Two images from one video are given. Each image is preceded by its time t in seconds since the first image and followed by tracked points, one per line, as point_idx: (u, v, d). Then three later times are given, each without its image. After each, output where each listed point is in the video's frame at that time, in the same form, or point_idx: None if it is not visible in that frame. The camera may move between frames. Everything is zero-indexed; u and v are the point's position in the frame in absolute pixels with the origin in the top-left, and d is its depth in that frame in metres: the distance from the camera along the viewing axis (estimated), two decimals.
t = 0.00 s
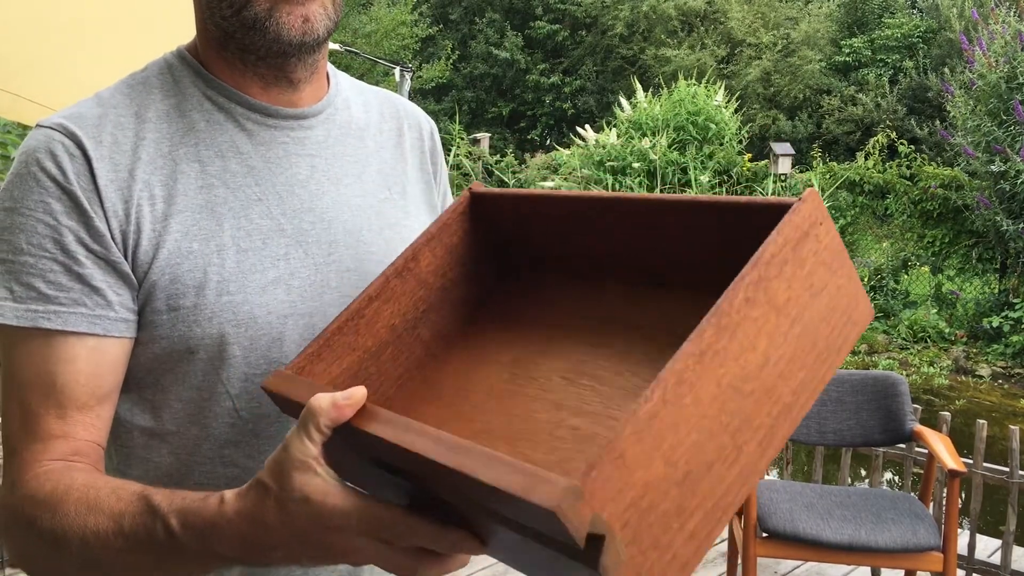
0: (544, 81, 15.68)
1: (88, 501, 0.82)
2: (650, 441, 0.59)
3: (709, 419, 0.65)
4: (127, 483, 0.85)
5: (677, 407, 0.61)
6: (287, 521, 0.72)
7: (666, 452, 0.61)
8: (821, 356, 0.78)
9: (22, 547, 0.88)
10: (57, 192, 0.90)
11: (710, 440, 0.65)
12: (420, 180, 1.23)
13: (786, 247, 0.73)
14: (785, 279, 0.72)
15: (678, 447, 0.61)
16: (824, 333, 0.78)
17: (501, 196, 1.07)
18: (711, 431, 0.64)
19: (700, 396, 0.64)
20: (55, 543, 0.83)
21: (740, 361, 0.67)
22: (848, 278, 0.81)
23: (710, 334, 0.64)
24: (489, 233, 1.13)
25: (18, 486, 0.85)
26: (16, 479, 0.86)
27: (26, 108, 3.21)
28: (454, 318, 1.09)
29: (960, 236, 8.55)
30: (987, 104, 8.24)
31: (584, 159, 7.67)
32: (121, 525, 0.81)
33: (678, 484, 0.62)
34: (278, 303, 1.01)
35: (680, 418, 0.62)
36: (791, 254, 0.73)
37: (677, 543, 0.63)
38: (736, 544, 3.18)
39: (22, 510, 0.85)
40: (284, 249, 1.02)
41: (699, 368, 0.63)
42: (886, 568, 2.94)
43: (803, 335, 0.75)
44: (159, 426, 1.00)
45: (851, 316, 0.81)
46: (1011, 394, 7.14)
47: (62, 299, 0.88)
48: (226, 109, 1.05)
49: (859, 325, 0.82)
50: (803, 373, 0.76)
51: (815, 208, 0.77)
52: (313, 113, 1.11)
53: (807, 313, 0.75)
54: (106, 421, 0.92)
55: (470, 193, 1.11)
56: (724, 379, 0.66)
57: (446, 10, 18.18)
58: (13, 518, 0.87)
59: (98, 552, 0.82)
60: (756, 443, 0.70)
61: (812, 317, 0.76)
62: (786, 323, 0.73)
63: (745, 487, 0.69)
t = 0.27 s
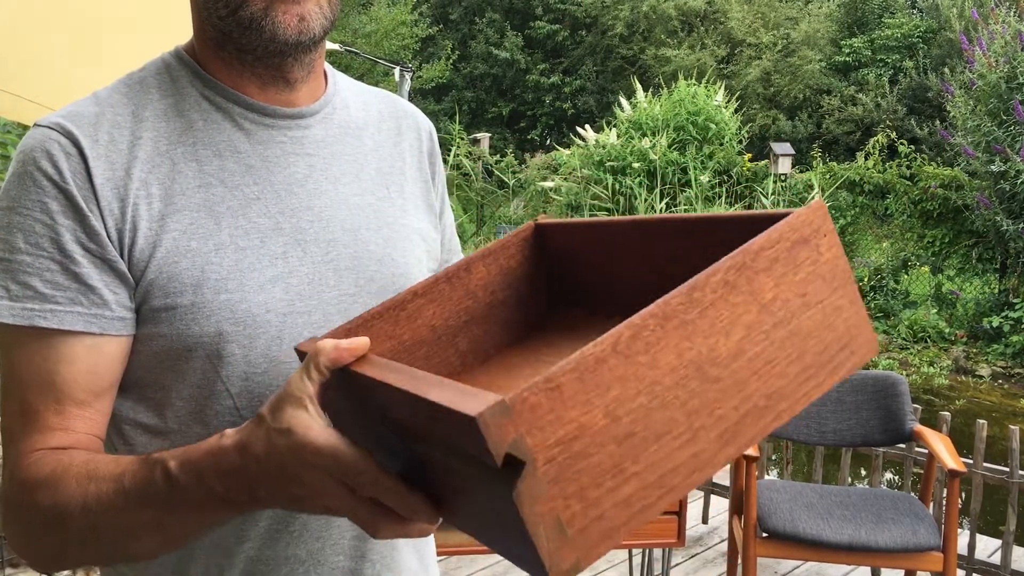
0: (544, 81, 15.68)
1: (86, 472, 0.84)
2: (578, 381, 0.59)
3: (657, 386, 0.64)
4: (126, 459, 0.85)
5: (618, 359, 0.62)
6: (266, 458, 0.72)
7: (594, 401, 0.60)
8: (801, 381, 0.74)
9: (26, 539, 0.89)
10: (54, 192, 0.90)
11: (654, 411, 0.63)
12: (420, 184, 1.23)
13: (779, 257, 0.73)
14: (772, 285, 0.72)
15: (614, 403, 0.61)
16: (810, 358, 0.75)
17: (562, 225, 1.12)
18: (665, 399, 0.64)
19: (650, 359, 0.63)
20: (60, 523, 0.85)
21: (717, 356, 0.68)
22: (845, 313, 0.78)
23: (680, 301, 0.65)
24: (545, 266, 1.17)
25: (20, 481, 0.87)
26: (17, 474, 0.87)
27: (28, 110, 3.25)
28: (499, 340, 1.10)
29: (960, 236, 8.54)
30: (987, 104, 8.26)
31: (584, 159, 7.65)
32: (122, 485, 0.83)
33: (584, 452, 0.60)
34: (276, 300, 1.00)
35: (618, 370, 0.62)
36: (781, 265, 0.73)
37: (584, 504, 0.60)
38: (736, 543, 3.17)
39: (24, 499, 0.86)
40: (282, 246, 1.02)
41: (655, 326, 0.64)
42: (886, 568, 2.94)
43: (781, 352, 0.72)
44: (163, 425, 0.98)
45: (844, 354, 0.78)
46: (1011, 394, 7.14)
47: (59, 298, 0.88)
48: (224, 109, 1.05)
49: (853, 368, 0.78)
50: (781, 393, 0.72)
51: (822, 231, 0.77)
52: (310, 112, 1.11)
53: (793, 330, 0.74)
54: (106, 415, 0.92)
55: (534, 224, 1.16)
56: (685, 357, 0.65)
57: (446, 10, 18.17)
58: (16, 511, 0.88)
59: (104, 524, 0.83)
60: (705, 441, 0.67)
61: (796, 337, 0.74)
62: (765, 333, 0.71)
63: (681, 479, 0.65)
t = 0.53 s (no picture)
0: (545, 81, 15.70)
1: (101, 459, 0.83)
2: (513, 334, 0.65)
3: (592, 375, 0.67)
4: (142, 443, 0.84)
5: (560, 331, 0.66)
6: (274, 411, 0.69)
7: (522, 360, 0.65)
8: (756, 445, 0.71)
9: (26, 536, 0.89)
10: (51, 189, 0.89)
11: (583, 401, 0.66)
12: (419, 186, 1.22)
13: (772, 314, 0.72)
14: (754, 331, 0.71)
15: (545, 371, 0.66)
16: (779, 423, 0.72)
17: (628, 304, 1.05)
18: (627, 385, 0.56)
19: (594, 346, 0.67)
20: (72, 510, 0.83)
21: (737, 363, 0.57)
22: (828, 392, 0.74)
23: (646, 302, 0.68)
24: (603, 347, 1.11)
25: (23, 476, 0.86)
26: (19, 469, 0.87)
27: (28, 109, 3.27)
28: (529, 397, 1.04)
29: (961, 236, 8.51)
30: (988, 104, 8.28)
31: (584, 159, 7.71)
32: (144, 462, 0.81)
33: (559, 390, 0.55)
34: (272, 299, 0.98)
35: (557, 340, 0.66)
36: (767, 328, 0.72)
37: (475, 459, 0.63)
38: (736, 544, 3.15)
39: (26, 495, 0.86)
40: (278, 245, 1.01)
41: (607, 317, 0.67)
42: (887, 569, 2.93)
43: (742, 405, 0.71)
44: (161, 424, 0.97)
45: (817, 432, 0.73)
46: (1011, 394, 7.14)
47: (57, 295, 0.88)
48: (221, 107, 1.04)
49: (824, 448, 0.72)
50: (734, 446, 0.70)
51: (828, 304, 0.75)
52: (307, 111, 1.10)
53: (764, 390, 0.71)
54: (105, 410, 0.92)
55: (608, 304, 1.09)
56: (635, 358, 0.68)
57: (447, 10, 18.18)
58: (16, 508, 0.88)
59: (125, 509, 0.82)
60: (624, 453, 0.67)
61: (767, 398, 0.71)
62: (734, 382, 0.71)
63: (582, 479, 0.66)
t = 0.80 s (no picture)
0: (545, 81, 15.73)
1: (121, 462, 0.86)
2: (497, 354, 0.69)
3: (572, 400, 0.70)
4: (158, 447, 0.87)
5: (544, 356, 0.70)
6: (293, 414, 0.72)
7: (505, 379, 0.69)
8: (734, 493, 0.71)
9: (33, 533, 0.90)
10: (47, 188, 0.90)
11: (563, 424, 0.69)
12: (415, 187, 1.22)
13: (765, 368, 0.72)
14: (744, 376, 0.72)
15: (526, 393, 0.69)
16: (763, 473, 0.71)
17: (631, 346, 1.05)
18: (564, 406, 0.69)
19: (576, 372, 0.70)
20: (88, 509, 0.85)
21: (646, 401, 0.70)
22: (820, 448, 0.72)
23: (631, 337, 0.71)
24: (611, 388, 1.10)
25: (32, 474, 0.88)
26: (27, 468, 0.88)
27: (28, 106, 3.30)
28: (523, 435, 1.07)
29: (960, 236, 8.51)
30: (987, 104, 8.29)
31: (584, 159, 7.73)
32: (166, 464, 0.84)
33: (534, 401, 0.69)
34: (266, 297, 0.99)
35: (539, 364, 0.70)
36: (757, 383, 0.72)
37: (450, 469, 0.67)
38: (736, 545, 3.16)
39: (38, 494, 0.87)
40: (271, 244, 1.01)
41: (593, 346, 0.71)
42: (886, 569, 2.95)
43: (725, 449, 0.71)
44: (159, 423, 0.98)
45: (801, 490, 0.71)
46: (1011, 394, 7.14)
47: (54, 293, 0.89)
48: (215, 107, 1.05)
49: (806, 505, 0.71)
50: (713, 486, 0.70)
51: (827, 361, 0.73)
52: (303, 111, 1.11)
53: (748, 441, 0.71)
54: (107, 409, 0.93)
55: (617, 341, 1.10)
56: (617, 386, 0.70)
57: (447, 10, 18.19)
58: (22, 505, 0.89)
59: (146, 512, 0.84)
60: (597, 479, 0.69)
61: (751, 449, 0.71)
62: (718, 425, 0.71)
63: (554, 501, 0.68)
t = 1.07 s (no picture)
0: (545, 81, 15.73)
1: (122, 464, 0.87)
2: (477, 358, 0.67)
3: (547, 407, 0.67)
4: (160, 451, 0.88)
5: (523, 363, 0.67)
6: (294, 420, 0.74)
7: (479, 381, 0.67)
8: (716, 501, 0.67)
9: (29, 531, 0.91)
10: (46, 189, 0.91)
11: (540, 428, 0.67)
12: (414, 188, 1.23)
13: (742, 377, 0.68)
14: (724, 383, 0.68)
15: (505, 396, 0.67)
16: (741, 479, 0.67)
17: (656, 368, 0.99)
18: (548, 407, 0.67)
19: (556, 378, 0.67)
20: (87, 510, 0.86)
21: (627, 403, 0.67)
22: (798, 455, 0.68)
23: (611, 342, 0.67)
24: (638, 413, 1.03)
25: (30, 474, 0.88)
26: (24, 467, 0.89)
27: (30, 105, 3.33)
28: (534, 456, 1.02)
29: (960, 236, 8.50)
30: (987, 104, 8.30)
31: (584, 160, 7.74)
32: (168, 467, 0.85)
33: (513, 404, 0.67)
34: (263, 298, 1.00)
35: (518, 370, 0.67)
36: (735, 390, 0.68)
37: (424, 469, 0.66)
38: (736, 545, 3.16)
39: (37, 493, 0.88)
40: (270, 244, 1.02)
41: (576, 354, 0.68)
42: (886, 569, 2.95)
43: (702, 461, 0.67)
44: (157, 423, 0.99)
45: (780, 498, 0.68)
46: (1011, 394, 7.14)
47: (51, 293, 0.90)
48: (215, 107, 1.06)
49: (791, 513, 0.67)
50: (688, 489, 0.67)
51: (802, 370, 0.69)
52: (302, 111, 1.12)
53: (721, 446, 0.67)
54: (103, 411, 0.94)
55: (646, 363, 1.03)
56: (596, 392, 0.67)
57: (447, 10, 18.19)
58: (21, 505, 0.90)
59: (145, 514, 0.85)
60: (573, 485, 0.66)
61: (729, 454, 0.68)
62: (696, 430, 0.68)
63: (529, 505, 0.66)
